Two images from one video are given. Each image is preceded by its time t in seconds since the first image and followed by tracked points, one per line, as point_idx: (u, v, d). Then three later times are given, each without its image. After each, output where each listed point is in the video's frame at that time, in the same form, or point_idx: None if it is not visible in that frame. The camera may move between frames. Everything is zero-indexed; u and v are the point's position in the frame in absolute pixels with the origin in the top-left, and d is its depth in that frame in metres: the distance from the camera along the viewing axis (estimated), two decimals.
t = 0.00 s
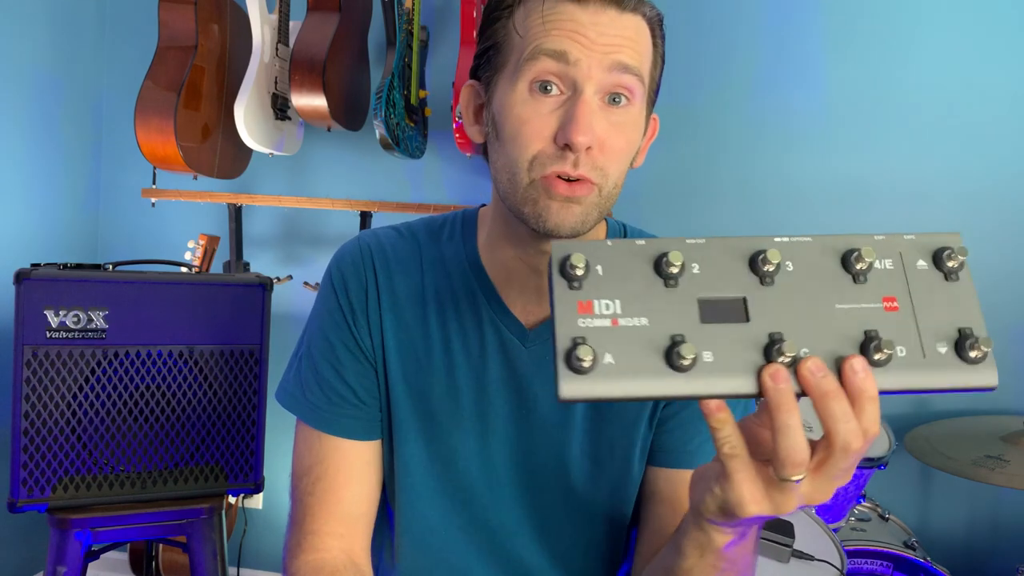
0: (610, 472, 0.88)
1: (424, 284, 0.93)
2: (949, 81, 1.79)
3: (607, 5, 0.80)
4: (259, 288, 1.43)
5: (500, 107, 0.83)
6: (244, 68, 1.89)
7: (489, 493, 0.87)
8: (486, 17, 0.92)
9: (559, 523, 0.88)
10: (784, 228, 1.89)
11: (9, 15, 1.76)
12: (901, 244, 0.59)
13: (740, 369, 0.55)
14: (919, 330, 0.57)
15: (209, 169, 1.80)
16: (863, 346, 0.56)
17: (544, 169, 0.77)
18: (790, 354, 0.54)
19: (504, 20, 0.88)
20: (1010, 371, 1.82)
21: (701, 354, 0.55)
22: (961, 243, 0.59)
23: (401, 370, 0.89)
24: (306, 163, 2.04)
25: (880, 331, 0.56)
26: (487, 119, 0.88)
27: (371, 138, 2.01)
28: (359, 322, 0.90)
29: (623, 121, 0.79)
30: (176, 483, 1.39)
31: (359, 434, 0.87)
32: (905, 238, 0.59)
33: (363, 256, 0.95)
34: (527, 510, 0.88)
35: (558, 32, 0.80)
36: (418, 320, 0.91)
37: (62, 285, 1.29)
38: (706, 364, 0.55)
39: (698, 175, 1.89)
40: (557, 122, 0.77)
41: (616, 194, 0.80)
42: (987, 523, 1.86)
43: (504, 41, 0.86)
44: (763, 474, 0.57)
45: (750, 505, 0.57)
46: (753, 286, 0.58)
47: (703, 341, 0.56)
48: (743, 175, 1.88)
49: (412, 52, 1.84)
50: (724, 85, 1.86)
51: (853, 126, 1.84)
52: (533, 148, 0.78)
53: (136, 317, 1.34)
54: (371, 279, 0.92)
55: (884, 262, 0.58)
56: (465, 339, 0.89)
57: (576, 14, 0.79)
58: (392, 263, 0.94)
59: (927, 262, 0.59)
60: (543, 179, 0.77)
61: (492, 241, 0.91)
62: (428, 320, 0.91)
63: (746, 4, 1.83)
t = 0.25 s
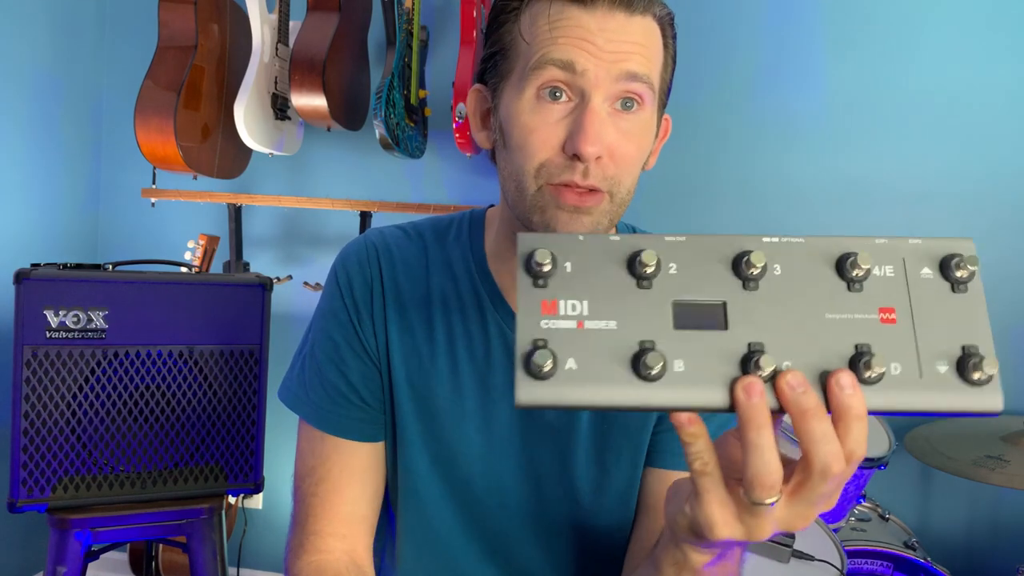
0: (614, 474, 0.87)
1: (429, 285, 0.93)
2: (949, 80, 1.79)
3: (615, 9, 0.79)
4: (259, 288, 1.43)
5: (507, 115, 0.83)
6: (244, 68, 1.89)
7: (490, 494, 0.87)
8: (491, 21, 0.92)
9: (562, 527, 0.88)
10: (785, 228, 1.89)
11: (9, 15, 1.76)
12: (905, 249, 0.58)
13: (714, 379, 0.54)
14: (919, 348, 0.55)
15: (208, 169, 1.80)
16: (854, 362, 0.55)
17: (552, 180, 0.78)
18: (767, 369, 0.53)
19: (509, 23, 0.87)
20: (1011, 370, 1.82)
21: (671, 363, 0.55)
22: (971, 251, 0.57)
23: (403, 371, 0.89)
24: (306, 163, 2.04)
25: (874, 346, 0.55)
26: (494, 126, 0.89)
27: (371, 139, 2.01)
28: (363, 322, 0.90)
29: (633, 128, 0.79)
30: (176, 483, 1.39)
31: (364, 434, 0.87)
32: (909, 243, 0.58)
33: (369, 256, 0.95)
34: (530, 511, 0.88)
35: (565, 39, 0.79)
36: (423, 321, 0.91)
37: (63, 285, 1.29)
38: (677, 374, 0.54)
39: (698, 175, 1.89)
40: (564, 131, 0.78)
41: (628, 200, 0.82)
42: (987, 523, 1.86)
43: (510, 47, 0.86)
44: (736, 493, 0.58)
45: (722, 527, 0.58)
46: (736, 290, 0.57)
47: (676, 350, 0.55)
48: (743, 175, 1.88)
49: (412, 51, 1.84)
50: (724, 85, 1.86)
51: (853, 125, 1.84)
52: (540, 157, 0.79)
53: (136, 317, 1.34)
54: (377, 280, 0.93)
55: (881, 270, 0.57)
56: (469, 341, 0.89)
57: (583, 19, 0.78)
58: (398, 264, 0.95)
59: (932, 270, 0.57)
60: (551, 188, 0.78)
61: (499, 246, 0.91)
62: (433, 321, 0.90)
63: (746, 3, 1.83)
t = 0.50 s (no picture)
0: (614, 475, 0.88)
1: (429, 287, 0.93)
2: (949, 80, 1.79)
3: (616, 16, 0.79)
4: (259, 288, 1.43)
5: (506, 123, 0.83)
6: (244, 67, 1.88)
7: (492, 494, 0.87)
8: (490, 23, 0.91)
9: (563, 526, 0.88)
10: (785, 228, 1.88)
11: (9, 15, 1.76)
12: (892, 261, 0.55)
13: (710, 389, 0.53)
14: (905, 368, 0.54)
15: (208, 169, 1.80)
16: (837, 385, 0.53)
17: (552, 192, 0.78)
18: (743, 393, 0.51)
19: (509, 27, 0.87)
20: (1011, 370, 1.82)
21: (641, 388, 0.53)
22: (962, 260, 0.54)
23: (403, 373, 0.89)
24: (306, 162, 2.04)
25: (859, 367, 0.53)
26: (493, 131, 0.89)
27: (371, 139, 2.01)
28: (362, 323, 0.90)
29: (634, 138, 0.79)
30: (175, 483, 1.38)
31: (363, 436, 0.87)
32: (897, 255, 0.55)
33: (369, 256, 0.95)
34: (530, 512, 0.88)
35: (564, 47, 0.78)
36: (423, 323, 0.91)
37: (63, 285, 1.29)
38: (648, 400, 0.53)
39: (698, 175, 1.89)
40: (564, 142, 0.77)
41: (628, 210, 0.82)
42: (987, 523, 1.86)
43: (510, 53, 0.86)
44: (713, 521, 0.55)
45: (697, 556, 0.56)
46: (710, 308, 0.55)
47: (643, 373, 0.53)
48: (743, 175, 1.88)
49: (412, 51, 1.84)
50: (724, 85, 1.86)
51: (854, 125, 1.83)
52: (540, 169, 0.79)
53: (136, 317, 1.33)
54: (376, 280, 0.93)
55: (866, 284, 0.55)
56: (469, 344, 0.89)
57: (583, 26, 0.78)
58: (397, 265, 0.94)
59: (921, 283, 0.55)
60: (551, 202, 0.78)
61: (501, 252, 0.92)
62: (432, 323, 0.90)
63: (746, 3, 1.83)
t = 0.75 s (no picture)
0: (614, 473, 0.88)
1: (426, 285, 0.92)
2: (949, 80, 1.79)
3: (615, 18, 0.79)
4: (259, 288, 1.42)
5: (502, 125, 0.83)
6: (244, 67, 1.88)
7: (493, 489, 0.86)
8: (486, 23, 0.91)
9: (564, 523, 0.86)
10: (785, 228, 1.88)
11: (8, 15, 1.76)
12: (854, 292, 0.47)
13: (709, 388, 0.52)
14: (871, 406, 0.44)
15: (209, 169, 1.80)
16: (789, 423, 0.44)
17: (550, 195, 0.78)
18: (678, 428, 0.44)
19: (505, 27, 0.87)
20: (1011, 371, 1.82)
21: (571, 422, 0.46)
22: (929, 288, 0.46)
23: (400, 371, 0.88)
24: (306, 162, 2.04)
25: (816, 402, 0.44)
26: (490, 131, 0.89)
27: (371, 138, 2.01)
28: (360, 320, 0.91)
29: (633, 140, 0.78)
30: (175, 483, 1.38)
31: (361, 433, 0.87)
32: (857, 285, 0.48)
33: (367, 254, 0.95)
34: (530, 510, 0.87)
35: (562, 49, 0.78)
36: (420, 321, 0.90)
37: (63, 285, 1.29)
38: (576, 435, 0.45)
39: (697, 175, 1.89)
40: (561, 144, 0.77)
41: (627, 213, 0.82)
42: (988, 524, 1.86)
43: (506, 53, 0.85)
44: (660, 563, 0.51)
45: None
46: (648, 339, 0.48)
47: (574, 404, 0.46)
48: (743, 175, 1.88)
49: (412, 51, 1.84)
50: (724, 85, 1.85)
51: (854, 125, 1.83)
52: (537, 172, 0.79)
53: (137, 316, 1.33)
54: (373, 278, 0.93)
55: (821, 316, 0.47)
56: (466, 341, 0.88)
57: (581, 28, 0.78)
58: (395, 263, 0.94)
59: (885, 314, 0.47)
60: (548, 205, 0.78)
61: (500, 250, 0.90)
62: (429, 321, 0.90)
63: (746, 3, 1.82)
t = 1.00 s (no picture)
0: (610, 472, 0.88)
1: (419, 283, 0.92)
2: (950, 80, 1.78)
3: (599, 17, 0.79)
4: (259, 288, 1.42)
5: (491, 126, 0.83)
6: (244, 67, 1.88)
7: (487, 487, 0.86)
8: (475, 25, 0.91)
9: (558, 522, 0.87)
10: (785, 228, 1.88)
11: (8, 14, 1.75)
12: (815, 353, 0.57)
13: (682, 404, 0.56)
14: (807, 473, 0.54)
15: (209, 169, 1.79)
16: (725, 476, 0.54)
17: (540, 195, 0.78)
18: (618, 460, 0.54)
19: (493, 29, 0.87)
20: (1012, 371, 1.82)
21: (518, 441, 0.57)
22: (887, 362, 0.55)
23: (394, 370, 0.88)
24: (306, 162, 2.04)
25: (753, 455, 0.54)
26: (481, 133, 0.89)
27: (371, 138, 2.01)
28: (352, 317, 0.91)
29: (620, 139, 0.79)
30: (175, 483, 1.38)
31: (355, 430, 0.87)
32: (819, 345, 0.57)
33: (360, 251, 0.96)
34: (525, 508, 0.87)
35: (548, 50, 0.78)
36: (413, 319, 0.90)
37: (63, 285, 1.29)
38: (524, 455, 0.56)
39: (698, 175, 1.89)
40: (549, 144, 0.77)
41: (617, 212, 0.82)
42: (988, 524, 1.85)
43: (495, 54, 0.86)
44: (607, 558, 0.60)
45: None
46: (609, 373, 0.58)
47: (525, 427, 0.57)
48: (743, 175, 1.87)
49: (412, 51, 1.83)
50: (724, 85, 1.85)
51: (854, 125, 1.83)
52: (525, 172, 0.79)
53: (136, 317, 1.33)
54: (365, 275, 0.93)
55: (781, 370, 0.57)
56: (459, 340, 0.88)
57: (566, 28, 0.78)
58: (388, 260, 0.94)
59: (841, 378, 0.56)
60: (537, 205, 0.78)
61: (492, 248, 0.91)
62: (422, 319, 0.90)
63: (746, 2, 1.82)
